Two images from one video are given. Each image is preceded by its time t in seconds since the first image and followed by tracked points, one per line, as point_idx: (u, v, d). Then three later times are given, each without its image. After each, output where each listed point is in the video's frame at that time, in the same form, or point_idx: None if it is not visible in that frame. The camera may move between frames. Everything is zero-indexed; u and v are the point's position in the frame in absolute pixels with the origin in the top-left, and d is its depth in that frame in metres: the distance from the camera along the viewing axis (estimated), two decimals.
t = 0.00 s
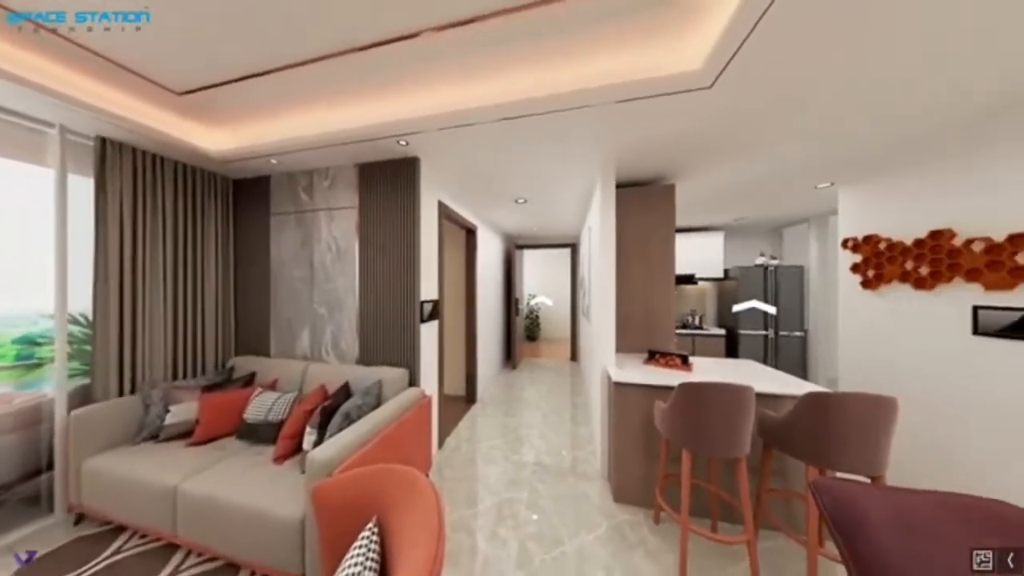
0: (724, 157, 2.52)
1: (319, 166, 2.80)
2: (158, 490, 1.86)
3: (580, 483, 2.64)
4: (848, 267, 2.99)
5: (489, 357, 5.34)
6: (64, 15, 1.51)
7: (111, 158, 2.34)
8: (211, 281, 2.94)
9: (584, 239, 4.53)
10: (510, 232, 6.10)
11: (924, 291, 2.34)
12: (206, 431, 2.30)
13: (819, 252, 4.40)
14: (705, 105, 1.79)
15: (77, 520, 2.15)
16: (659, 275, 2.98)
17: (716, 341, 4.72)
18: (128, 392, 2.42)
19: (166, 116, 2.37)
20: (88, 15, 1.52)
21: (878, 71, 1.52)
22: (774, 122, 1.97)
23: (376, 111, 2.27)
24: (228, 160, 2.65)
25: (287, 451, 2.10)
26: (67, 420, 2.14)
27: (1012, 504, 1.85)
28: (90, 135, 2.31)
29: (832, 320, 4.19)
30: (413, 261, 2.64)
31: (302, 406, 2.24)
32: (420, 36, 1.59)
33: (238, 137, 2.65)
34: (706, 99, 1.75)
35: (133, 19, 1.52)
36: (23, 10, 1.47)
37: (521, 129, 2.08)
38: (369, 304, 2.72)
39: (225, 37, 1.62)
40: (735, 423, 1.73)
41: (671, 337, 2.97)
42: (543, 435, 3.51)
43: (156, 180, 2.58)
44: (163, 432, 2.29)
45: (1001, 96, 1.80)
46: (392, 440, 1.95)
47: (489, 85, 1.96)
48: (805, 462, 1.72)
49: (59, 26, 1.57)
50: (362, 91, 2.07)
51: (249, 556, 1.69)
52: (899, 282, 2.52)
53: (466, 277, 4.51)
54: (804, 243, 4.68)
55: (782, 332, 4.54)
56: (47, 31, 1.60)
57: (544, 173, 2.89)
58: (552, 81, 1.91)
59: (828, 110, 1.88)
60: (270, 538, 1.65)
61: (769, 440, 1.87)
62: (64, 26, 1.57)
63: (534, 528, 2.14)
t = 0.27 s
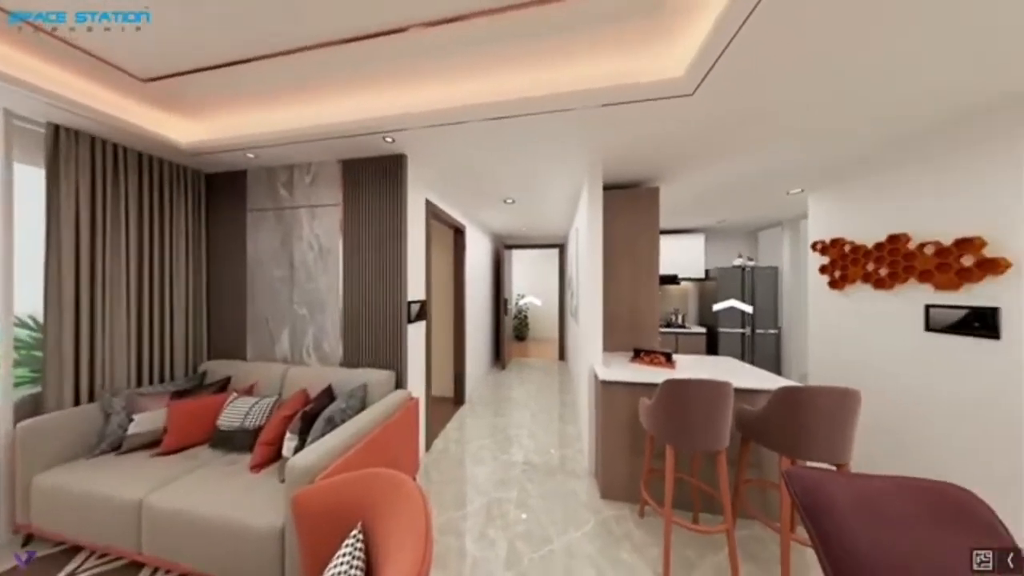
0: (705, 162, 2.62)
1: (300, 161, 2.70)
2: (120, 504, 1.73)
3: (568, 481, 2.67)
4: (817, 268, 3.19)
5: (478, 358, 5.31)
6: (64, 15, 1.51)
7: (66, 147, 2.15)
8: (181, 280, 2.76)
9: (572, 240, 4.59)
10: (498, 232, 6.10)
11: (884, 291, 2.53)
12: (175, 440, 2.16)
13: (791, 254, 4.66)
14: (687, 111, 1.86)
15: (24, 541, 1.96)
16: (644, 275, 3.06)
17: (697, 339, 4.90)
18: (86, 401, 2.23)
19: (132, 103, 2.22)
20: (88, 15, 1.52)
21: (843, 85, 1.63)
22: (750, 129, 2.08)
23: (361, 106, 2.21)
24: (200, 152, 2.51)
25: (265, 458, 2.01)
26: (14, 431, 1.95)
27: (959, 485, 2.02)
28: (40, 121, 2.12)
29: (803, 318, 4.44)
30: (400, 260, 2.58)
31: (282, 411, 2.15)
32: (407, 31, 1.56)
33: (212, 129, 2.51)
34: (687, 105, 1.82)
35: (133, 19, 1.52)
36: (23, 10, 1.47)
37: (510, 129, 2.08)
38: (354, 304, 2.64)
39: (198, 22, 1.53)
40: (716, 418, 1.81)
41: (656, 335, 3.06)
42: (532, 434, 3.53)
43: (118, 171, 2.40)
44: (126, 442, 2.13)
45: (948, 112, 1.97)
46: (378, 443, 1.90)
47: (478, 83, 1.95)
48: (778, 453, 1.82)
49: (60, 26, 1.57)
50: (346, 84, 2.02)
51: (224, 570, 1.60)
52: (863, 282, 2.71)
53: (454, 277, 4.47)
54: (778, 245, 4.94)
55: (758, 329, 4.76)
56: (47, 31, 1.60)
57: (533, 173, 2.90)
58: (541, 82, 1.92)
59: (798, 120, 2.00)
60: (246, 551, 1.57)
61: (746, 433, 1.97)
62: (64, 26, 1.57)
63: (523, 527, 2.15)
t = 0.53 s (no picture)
0: (687, 166, 2.72)
1: (280, 156, 2.59)
2: (76, 522, 1.60)
3: (557, 479, 2.69)
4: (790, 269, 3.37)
5: (466, 358, 5.27)
6: (64, 15, 1.51)
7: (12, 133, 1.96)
8: (146, 279, 2.58)
9: (560, 240, 4.64)
10: (487, 231, 6.08)
11: (849, 291, 2.72)
12: (138, 452, 2.01)
13: (767, 256, 4.90)
14: (670, 116, 1.92)
15: None
16: (630, 275, 3.14)
17: (680, 337, 5.07)
18: (35, 411, 2.05)
19: (89, 88, 2.06)
20: (88, 14, 1.52)
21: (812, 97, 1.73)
22: (729, 136, 2.17)
23: (345, 101, 2.15)
24: (167, 143, 2.35)
25: (240, 467, 1.91)
26: None
27: (913, 470, 2.20)
28: None
29: (777, 316, 4.67)
30: (386, 259, 2.52)
31: (259, 418, 2.04)
32: (393, 25, 1.53)
33: (182, 119, 2.36)
34: (671, 111, 1.88)
35: (133, 19, 1.52)
36: (22, 10, 1.47)
37: (499, 129, 2.08)
38: (337, 305, 2.55)
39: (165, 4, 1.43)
40: (698, 413, 1.87)
41: (641, 334, 3.14)
42: (521, 434, 3.54)
43: (73, 161, 2.21)
44: (83, 454, 1.97)
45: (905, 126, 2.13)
46: (362, 448, 1.85)
47: (466, 82, 1.94)
48: (754, 444, 1.92)
49: (59, 26, 1.57)
50: (329, 78, 1.95)
51: None
52: (831, 283, 2.88)
53: (442, 277, 4.41)
54: (754, 247, 5.19)
55: (736, 328, 4.98)
56: (46, 31, 1.60)
57: (522, 174, 2.91)
58: (528, 84, 1.92)
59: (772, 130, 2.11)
60: (219, 566, 1.49)
61: (725, 426, 2.06)
62: (64, 26, 1.57)
63: (511, 527, 2.15)
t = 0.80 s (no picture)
0: (672, 170, 2.80)
1: (260, 150, 2.48)
2: (30, 540, 1.48)
3: (547, 478, 2.71)
4: (768, 270, 3.51)
5: (456, 359, 5.22)
6: (64, 15, 1.51)
7: None
8: (113, 278, 2.42)
9: (550, 241, 4.67)
10: (477, 231, 6.05)
11: (822, 291, 2.88)
12: (101, 463, 1.88)
13: (747, 257, 5.11)
14: (657, 121, 1.97)
15: None
16: (618, 275, 3.19)
17: (666, 336, 5.21)
18: None
19: (47, 72, 1.91)
20: (87, 14, 1.51)
21: (789, 106, 1.82)
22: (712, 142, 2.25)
23: (331, 95, 2.08)
24: (135, 134, 2.21)
25: (216, 476, 1.81)
26: None
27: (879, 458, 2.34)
28: None
29: (757, 315, 4.88)
30: (373, 259, 2.46)
31: (237, 424, 1.95)
32: (382, 20, 1.50)
33: (154, 109, 2.23)
34: (657, 116, 1.93)
35: (132, 19, 1.51)
36: (22, 10, 1.47)
37: (489, 129, 2.07)
38: (322, 305, 2.48)
39: None
40: (683, 409, 1.93)
41: (629, 333, 3.21)
42: (511, 434, 3.54)
43: (28, 151, 2.05)
44: (39, 467, 1.82)
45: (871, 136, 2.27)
46: (349, 452, 1.80)
47: (456, 79, 1.92)
48: (735, 438, 2.00)
49: (60, 26, 1.57)
50: (314, 71, 1.89)
51: None
52: (806, 283, 3.03)
53: (432, 277, 4.36)
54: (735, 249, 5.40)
55: (719, 326, 5.16)
56: (47, 32, 1.60)
57: (512, 174, 2.92)
58: (519, 83, 1.93)
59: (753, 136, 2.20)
60: None
61: (708, 422, 2.14)
62: (64, 26, 1.57)
63: (502, 527, 2.15)
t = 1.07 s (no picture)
0: (656, 173, 2.88)
1: (235, 143, 2.36)
2: None
3: (536, 476, 2.73)
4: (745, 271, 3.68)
5: (444, 360, 5.15)
6: (63, 14, 1.49)
7: None
8: (71, 278, 2.23)
9: (539, 241, 4.70)
10: (465, 231, 6.01)
11: (794, 290, 3.04)
12: (51, 480, 1.72)
13: (726, 258, 5.33)
14: (642, 125, 2.02)
15: None
16: (606, 275, 3.25)
17: (651, 335, 5.35)
18: None
19: (14, 61, 1.82)
20: (86, 13, 1.48)
21: (763, 116, 1.92)
22: (693, 147, 2.33)
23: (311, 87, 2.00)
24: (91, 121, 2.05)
25: (184, 489, 1.70)
26: None
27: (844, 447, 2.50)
28: None
29: (735, 314, 5.10)
30: (358, 258, 2.39)
31: (210, 432, 1.84)
32: (366, 12, 1.46)
33: (115, 96, 2.08)
34: (642, 120, 1.97)
35: (132, 19, 1.50)
36: (23, 10, 1.46)
37: (477, 128, 2.06)
38: (303, 306, 2.38)
39: None
40: (667, 405, 1.99)
41: (615, 332, 3.27)
42: (499, 434, 3.53)
43: None
44: None
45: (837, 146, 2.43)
46: (332, 458, 1.74)
47: (443, 77, 1.89)
48: (715, 432, 2.09)
49: (60, 27, 1.54)
50: (293, 63, 1.81)
51: None
52: (780, 284, 3.19)
53: (419, 277, 4.28)
54: (715, 250, 5.63)
55: (700, 325, 5.36)
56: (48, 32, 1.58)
57: (501, 174, 2.91)
58: (507, 83, 1.93)
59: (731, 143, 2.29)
60: None
61: (689, 417, 2.22)
62: (64, 26, 1.54)
63: (491, 528, 2.14)
